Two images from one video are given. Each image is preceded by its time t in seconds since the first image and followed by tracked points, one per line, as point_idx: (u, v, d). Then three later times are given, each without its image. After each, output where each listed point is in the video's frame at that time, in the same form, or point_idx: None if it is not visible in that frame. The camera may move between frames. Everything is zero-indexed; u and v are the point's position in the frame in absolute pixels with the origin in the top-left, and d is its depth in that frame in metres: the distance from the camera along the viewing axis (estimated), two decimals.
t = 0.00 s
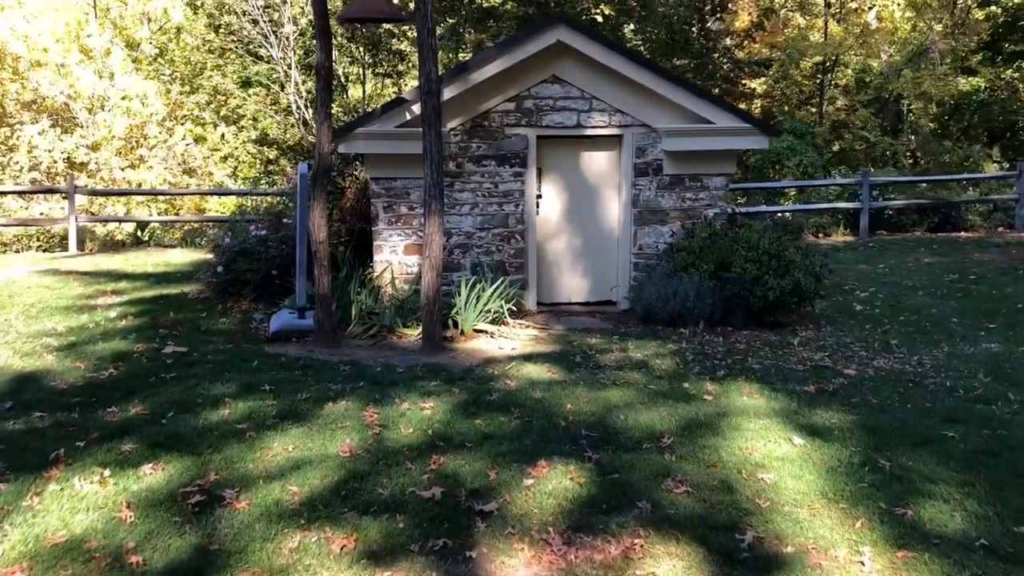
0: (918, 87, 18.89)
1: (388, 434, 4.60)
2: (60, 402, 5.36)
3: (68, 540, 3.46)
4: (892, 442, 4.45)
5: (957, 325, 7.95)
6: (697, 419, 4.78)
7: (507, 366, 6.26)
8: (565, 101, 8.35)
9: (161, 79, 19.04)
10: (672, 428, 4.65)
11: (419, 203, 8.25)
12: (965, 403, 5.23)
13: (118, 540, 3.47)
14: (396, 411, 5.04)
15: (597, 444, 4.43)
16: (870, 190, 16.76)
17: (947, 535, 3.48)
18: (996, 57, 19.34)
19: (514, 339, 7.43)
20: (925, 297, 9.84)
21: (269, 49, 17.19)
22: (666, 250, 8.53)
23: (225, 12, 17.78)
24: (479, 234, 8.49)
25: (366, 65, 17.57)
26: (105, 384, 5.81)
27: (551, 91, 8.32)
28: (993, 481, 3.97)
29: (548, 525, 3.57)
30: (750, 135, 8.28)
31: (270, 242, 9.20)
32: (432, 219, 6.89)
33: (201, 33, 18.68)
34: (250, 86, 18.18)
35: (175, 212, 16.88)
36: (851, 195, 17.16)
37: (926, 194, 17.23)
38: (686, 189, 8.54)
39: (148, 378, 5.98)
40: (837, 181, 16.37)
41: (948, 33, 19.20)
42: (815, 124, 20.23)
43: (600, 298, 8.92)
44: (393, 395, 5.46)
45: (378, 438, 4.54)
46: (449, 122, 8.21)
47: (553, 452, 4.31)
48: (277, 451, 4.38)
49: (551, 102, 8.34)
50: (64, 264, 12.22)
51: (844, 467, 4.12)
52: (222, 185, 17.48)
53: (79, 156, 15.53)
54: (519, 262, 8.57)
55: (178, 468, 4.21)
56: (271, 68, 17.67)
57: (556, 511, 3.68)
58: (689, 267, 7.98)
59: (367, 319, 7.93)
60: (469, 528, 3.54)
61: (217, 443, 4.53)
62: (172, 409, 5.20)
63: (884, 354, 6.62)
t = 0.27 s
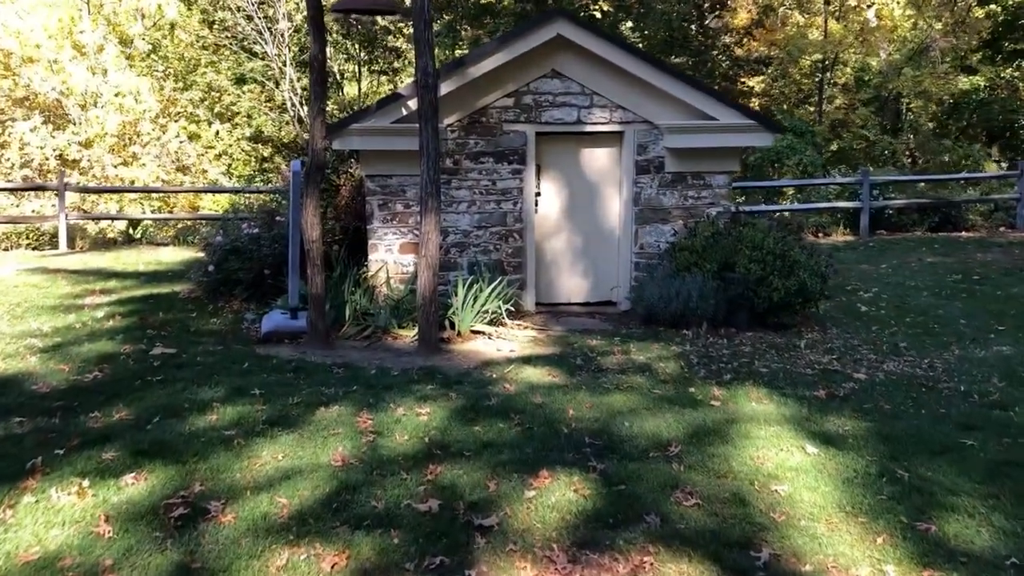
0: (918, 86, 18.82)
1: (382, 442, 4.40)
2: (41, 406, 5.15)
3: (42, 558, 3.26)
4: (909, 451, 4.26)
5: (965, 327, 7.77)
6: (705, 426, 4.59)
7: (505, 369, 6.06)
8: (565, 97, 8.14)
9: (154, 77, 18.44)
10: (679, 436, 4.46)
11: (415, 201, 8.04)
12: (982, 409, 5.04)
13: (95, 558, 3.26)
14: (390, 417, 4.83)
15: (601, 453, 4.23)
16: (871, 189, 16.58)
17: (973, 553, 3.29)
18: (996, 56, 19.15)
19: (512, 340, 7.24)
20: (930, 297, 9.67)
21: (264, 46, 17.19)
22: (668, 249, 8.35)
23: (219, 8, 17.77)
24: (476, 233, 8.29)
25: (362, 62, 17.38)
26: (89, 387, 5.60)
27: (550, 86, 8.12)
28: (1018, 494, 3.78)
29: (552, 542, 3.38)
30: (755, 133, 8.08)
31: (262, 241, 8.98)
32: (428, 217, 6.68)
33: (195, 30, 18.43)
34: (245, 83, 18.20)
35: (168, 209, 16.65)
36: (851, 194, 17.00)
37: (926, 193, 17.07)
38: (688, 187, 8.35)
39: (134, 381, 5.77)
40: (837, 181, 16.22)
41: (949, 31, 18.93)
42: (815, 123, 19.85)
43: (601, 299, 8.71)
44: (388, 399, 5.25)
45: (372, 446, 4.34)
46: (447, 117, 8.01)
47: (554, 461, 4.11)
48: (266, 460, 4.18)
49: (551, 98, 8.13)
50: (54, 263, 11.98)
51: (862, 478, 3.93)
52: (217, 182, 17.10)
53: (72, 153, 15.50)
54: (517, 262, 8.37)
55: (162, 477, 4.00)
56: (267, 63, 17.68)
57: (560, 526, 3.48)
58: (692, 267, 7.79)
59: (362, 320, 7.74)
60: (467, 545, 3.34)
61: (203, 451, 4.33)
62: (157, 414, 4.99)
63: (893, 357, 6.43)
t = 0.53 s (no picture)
0: (924, 83, 18.71)
1: (378, 456, 4.18)
2: (23, 416, 4.93)
3: None
4: (933, 467, 4.05)
5: (979, 332, 7.56)
6: (718, 440, 4.38)
7: (507, 376, 5.84)
8: (568, 93, 7.93)
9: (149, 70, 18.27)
10: (691, 451, 4.24)
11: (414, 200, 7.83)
12: (1004, 421, 4.84)
13: None
14: (388, 428, 4.62)
15: (610, 469, 4.02)
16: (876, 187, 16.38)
17: None
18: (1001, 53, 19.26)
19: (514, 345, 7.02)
20: (939, 299, 9.47)
21: (261, 40, 17.00)
22: (673, 250, 8.14)
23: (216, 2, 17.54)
24: (477, 233, 8.07)
25: (360, 58, 17.14)
26: (74, 395, 5.38)
27: (553, 82, 7.90)
28: None
29: (560, 569, 3.17)
30: (763, 131, 7.87)
31: (257, 240, 8.74)
32: (428, 217, 6.45)
33: (191, 24, 18.19)
34: (241, 78, 18.06)
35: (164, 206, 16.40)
36: (856, 193, 16.82)
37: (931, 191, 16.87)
38: (694, 186, 8.14)
39: (121, 388, 5.55)
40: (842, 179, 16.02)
41: (954, 27, 18.60)
42: (821, 121, 19.79)
43: (604, 301, 8.49)
44: (385, 409, 5.04)
45: (368, 460, 4.13)
46: (446, 115, 7.80)
47: (560, 479, 3.90)
48: (256, 476, 3.96)
49: (553, 94, 7.92)
50: (45, 261, 11.74)
51: (885, 497, 3.72)
52: (214, 178, 16.75)
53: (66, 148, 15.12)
54: (519, 263, 8.15)
55: (146, 495, 3.79)
56: (264, 58, 17.46)
57: (568, 551, 3.27)
58: (698, 269, 7.58)
59: (359, 323, 7.54)
60: (469, 572, 3.13)
61: (190, 466, 4.11)
62: (144, 424, 4.77)
63: (908, 364, 6.22)
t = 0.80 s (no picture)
0: (932, 82, 18.16)
1: (385, 473, 3.99)
2: (15, 429, 4.74)
3: None
4: (967, 484, 3.85)
5: (997, 335, 7.36)
6: (739, 456, 4.18)
7: (516, 384, 5.65)
8: (576, 92, 7.72)
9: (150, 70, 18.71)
10: (712, 467, 4.04)
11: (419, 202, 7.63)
12: None
13: None
14: (393, 442, 4.43)
15: (629, 488, 3.82)
16: (883, 186, 16.18)
17: None
18: (1007, 50, 19.08)
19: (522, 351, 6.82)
20: (953, 301, 9.27)
21: (262, 40, 16.64)
22: (684, 253, 7.90)
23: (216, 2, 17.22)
24: (482, 235, 7.88)
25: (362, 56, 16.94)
26: (69, 406, 5.19)
27: (560, 80, 7.70)
28: None
29: None
30: (776, 130, 7.67)
31: (258, 243, 8.53)
32: (433, 220, 6.24)
33: (191, 23, 18.23)
34: (243, 78, 17.82)
35: (165, 206, 16.21)
36: (863, 192, 16.65)
37: (939, 190, 16.70)
38: (705, 187, 7.92)
39: (117, 398, 5.37)
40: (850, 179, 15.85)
41: (961, 25, 18.32)
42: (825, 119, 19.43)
43: (613, 304, 8.29)
44: (391, 420, 4.85)
45: (374, 478, 3.93)
46: (453, 113, 7.61)
47: (576, 498, 3.70)
48: (258, 495, 3.77)
49: (561, 93, 7.72)
50: (43, 263, 11.57)
51: (921, 518, 3.52)
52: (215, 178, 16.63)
53: (65, 150, 14.83)
54: (525, 265, 7.96)
55: (141, 516, 3.60)
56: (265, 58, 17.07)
57: None
58: (710, 272, 7.37)
59: (362, 329, 7.36)
60: None
61: (188, 484, 3.92)
62: (140, 438, 4.58)
63: (928, 371, 6.03)
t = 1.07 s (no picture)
0: (938, 80, 18.02)
1: (399, 491, 3.79)
2: (11, 445, 4.55)
3: None
4: (1013, 499, 3.66)
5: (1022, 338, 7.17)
6: (770, 470, 3.99)
7: (531, 393, 5.46)
8: (586, 91, 7.53)
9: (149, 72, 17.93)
10: (742, 483, 3.85)
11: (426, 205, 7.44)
12: None
13: None
14: (407, 456, 4.23)
15: (657, 506, 3.63)
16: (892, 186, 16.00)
17: None
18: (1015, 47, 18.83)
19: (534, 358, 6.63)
20: (972, 303, 9.09)
21: (261, 42, 16.78)
22: (698, 255, 7.72)
23: (215, 4, 17.38)
24: (491, 238, 7.68)
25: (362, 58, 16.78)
26: (67, 419, 5.00)
27: (570, 79, 7.51)
28: None
29: None
30: (792, 128, 7.48)
31: (261, 248, 8.33)
32: (442, 224, 6.04)
33: (190, 25, 18.14)
34: (242, 80, 18.01)
35: (165, 211, 16.02)
36: (872, 192, 16.47)
37: (949, 189, 16.52)
38: (719, 188, 7.73)
39: (118, 411, 5.17)
40: (858, 177, 15.67)
41: (968, 22, 18.08)
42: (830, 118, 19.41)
43: (626, 309, 8.09)
44: (402, 433, 4.65)
45: (388, 496, 3.74)
46: (463, 112, 7.41)
47: (602, 518, 3.51)
48: (266, 516, 3.58)
49: (570, 92, 7.53)
50: (41, 270, 11.39)
51: (968, 538, 3.33)
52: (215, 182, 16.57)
53: (65, 154, 14.73)
54: (535, 269, 7.76)
55: (144, 539, 3.40)
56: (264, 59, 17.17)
57: None
58: (726, 275, 7.19)
59: (369, 335, 7.17)
60: None
61: (192, 504, 3.72)
62: (141, 453, 4.38)
63: (956, 376, 5.84)
